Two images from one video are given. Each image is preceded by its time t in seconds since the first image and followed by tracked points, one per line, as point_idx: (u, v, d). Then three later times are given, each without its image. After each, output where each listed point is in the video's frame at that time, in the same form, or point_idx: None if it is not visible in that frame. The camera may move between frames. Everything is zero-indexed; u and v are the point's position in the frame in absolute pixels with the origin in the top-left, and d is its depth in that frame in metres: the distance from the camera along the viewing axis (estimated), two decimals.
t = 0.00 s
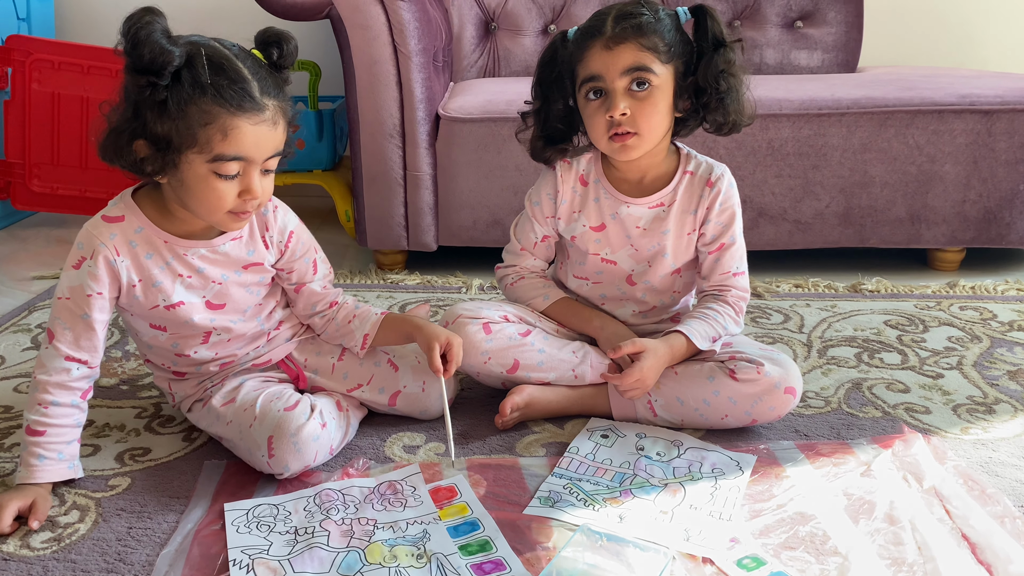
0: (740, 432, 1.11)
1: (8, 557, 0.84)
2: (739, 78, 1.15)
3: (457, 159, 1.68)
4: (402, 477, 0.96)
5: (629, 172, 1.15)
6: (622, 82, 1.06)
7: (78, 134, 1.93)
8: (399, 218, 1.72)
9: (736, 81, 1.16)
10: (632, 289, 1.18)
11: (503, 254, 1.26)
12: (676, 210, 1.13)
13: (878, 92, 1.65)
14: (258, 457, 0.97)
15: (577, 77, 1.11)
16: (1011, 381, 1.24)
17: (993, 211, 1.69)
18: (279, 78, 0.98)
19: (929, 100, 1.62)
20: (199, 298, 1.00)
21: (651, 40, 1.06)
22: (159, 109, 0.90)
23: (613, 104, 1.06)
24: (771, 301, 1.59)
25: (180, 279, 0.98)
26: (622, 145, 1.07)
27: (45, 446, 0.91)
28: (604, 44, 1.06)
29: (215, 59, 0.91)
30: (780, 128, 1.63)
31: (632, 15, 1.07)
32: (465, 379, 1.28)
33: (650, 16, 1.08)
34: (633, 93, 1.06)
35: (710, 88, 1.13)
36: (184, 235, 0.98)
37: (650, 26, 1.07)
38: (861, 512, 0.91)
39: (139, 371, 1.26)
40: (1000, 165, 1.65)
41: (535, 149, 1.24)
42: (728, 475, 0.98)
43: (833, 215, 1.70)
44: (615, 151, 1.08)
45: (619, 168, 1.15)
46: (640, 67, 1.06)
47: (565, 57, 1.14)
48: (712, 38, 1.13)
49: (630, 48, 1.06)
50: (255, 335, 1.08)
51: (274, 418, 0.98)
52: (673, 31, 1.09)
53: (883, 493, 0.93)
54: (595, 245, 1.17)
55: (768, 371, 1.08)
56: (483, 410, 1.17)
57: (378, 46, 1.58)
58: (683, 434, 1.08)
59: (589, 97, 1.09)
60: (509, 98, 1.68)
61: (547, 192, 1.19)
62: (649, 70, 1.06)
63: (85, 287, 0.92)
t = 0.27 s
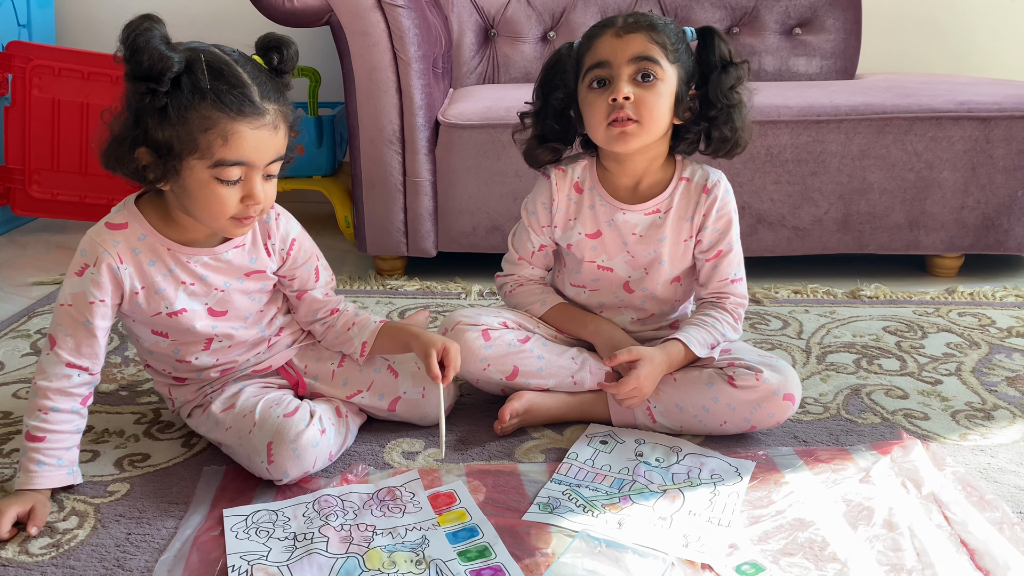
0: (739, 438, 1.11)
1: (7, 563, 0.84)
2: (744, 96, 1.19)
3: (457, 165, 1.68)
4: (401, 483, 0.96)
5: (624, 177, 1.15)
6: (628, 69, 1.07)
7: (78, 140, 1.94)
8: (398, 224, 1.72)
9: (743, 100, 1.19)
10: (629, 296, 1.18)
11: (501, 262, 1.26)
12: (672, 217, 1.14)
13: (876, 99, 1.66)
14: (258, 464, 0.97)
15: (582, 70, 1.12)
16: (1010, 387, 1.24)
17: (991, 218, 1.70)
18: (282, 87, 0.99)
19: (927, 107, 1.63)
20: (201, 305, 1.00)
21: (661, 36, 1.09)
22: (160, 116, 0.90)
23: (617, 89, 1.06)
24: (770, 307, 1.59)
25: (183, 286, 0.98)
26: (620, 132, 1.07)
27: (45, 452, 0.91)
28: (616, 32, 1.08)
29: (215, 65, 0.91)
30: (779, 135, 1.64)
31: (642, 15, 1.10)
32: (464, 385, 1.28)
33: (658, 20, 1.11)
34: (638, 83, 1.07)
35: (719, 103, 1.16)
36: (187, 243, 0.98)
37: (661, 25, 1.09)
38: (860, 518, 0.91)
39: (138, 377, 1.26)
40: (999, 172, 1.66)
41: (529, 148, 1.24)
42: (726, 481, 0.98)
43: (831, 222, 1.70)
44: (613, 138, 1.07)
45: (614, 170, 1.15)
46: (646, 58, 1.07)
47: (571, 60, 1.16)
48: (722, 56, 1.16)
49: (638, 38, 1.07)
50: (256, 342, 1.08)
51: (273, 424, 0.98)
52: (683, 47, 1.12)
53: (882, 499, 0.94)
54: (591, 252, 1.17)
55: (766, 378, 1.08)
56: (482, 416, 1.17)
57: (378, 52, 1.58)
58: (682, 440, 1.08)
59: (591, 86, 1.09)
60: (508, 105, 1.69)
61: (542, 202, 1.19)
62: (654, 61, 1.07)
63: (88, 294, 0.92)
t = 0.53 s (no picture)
0: (738, 446, 1.11)
1: (5, 570, 0.84)
2: (744, 114, 1.22)
3: (456, 173, 1.69)
4: (400, 490, 0.96)
5: (622, 181, 1.16)
6: (631, 73, 1.07)
7: (78, 147, 1.94)
8: (398, 231, 1.72)
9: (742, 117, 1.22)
10: (627, 302, 1.18)
11: (499, 265, 1.26)
12: (671, 223, 1.14)
13: (874, 108, 1.66)
14: (257, 471, 0.97)
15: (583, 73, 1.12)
16: (1008, 396, 1.24)
17: (989, 226, 1.70)
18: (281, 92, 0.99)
19: (925, 116, 1.63)
20: (201, 313, 1.00)
21: (666, 44, 1.10)
22: (157, 120, 0.90)
23: (618, 93, 1.07)
24: (768, 315, 1.59)
25: (184, 293, 0.98)
26: (620, 135, 1.07)
27: (44, 458, 0.91)
28: (621, 37, 1.09)
29: (213, 69, 0.92)
30: (778, 143, 1.64)
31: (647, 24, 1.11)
32: (464, 392, 1.28)
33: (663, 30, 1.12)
34: (640, 88, 1.07)
35: (723, 121, 1.19)
36: (187, 251, 0.98)
37: (665, 35, 1.11)
38: (859, 526, 0.91)
39: (137, 384, 1.26)
40: (996, 181, 1.66)
41: (529, 151, 1.26)
42: (726, 489, 0.98)
43: (830, 230, 1.71)
44: (612, 142, 1.08)
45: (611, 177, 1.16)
46: (649, 64, 1.08)
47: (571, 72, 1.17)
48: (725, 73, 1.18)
49: (642, 44, 1.08)
50: (256, 349, 1.08)
51: (273, 431, 0.98)
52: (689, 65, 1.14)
53: (881, 507, 0.94)
54: (589, 255, 1.17)
55: (765, 385, 1.09)
56: (481, 423, 1.17)
57: (378, 60, 1.59)
58: (681, 448, 1.09)
59: (594, 89, 1.09)
60: (508, 112, 1.69)
61: (541, 204, 1.19)
62: (657, 67, 1.08)
63: (88, 301, 0.92)
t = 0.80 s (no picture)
0: (737, 454, 1.11)
1: None
2: (749, 123, 1.21)
3: (455, 179, 1.69)
4: (397, 498, 0.96)
5: (625, 189, 1.16)
6: (637, 94, 1.07)
7: (75, 152, 1.94)
8: (396, 237, 1.72)
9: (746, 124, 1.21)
10: (627, 308, 1.18)
11: (500, 270, 1.26)
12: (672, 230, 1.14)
13: (872, 116, 1.67)
14: (254, 477, 0.96)
15: (587, 87, 1.12)
16: (1006, 404, 1.24)
17: (986, 234, 1.71)
18: (275, 90, 0.99)
19: (922, 124, 1.64)
20: (200, 318, 1.00)
21: (672, 61, 1.09)
22: (148, 120, 0.91)
23: (624, 115, 1.06)
24: (766, 322, 1.59)
25: (182, 299, 0.98)
26: (626, 161, 1.07)
27: (39, 465, 0.91)
28: (627, 55, 1.08)
29: (202, 67, 0.92)
30: (776, 151, 1.64)
31: (654, 34, 1.09)
32: (461, 399, 1.28)
33: (670, 41, 1.10)
34: (645, 109, 1.07)
35: (726, 129, 1.18)
36: (184, 256, 0.98)
37: (672, 49, 1.09)
38: (858, 535, 0.90)
39: (134, 390, 1.26)
40: (994, 189, 1.67)
41: (531, 157, 1.25)
42: (724, 497, 0.97)
43: (827, 237, 1.71)
44: (617, 166, 1.08)
45: (612, 185, 1.16)
46: (655, 84, 1.07)
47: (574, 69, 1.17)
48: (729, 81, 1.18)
49: (650, 63, 1.07)
50: (254, 356, 1.08)
51: (271, 438, 0.97)
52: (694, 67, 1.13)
53: (880, 515, 0.93)
54: (589, 261, 1.17)
55: (763, 392, 1.08)
56: (479, 430, 1.17)
57: (377, 66, 1.59)
58: (679, 455, 1.08)
59: (599, 106, 1.09)
60: (506, 119, 1.69)
61: (543, 208, 1.19)
62: (663, 88, 1.07)
63: (86, 307, 0.92)
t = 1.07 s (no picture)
0: (731, 463, 1.11)
1: None
2: (749, 134, 1.19)
3: (452, 188, 1.70)
4: (393, 505, 0.96)
5: (628, 210, 1.16)
6: (639, 121, 1.07)
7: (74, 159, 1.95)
8: (393, 246, 1.73)
9: (748, 136, 1.20)
10: (623, 324, 1.19)
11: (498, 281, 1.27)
12: (672, 251, 1.15)
13: (867, 127, 1.68)
14: (250, 484, 0.97)
15: (589, 110, 1.12)
16: (999, 414, 1.25)
17: (980, 246, 1.72)
18: (262, 89, 1.00)
19: (916, 136, 1.65)
20: (196, 324, 1.00)
21: (674, 84, 1.09)
22: (137, 126, 0.92)
23: (628, 142, 1.07)
24: (761, 332, 1.60)
25: (178, 305, 0.98)
26: (629, 186, 1.08)
27: (35, 470, 0.91)
28: (630, 80, 1.08)
29: (188, 71, 0.93)
30: (771, 162, 1.66)
31: (655, 55, 1.09)
32: (458, 407, 1.28)
33: (672, 60, 1.10)
34: (649, 134, 1.07)
35: (723, 140, 1.17)
36: (180, 262, 0.98)
37: (674, 71, 1.10)
38: (852, 543, 0.91)
39: (131, 397, 1.26)
40: (987, 201, 1.68)
41: (534, 177, 1.26)
42: (718, 505, 0.98)
43: (822, 248, 1.72)
44: (621, 190, 1.09)
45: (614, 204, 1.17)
46: (659, 110, 1.07)
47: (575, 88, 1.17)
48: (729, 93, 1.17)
49: (652, 89, 1.07)
50: (250, 361, 1.08)
51: (266, 445, 0.98)
52: (694, 85, 1.13)
53: (873, 524, 0.94)
54: (588, 278, 1.18)
55: (759, 404, 1.09)
56: (475, 438, 1.17)
57: (376, 76, 1.60)
58: (674, 464, 1.09)
59: (601, 131, 1.09)
60: (504, 129, 1.70)
61: (543, 222, 1.20)
62: (667, 113, 1.08)
63: (82, 313, 0.92)
